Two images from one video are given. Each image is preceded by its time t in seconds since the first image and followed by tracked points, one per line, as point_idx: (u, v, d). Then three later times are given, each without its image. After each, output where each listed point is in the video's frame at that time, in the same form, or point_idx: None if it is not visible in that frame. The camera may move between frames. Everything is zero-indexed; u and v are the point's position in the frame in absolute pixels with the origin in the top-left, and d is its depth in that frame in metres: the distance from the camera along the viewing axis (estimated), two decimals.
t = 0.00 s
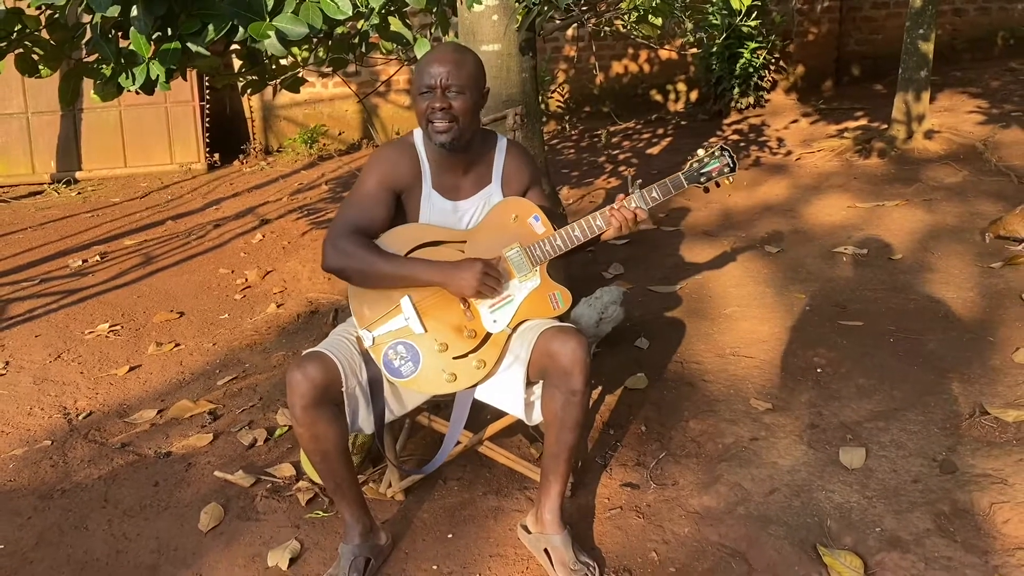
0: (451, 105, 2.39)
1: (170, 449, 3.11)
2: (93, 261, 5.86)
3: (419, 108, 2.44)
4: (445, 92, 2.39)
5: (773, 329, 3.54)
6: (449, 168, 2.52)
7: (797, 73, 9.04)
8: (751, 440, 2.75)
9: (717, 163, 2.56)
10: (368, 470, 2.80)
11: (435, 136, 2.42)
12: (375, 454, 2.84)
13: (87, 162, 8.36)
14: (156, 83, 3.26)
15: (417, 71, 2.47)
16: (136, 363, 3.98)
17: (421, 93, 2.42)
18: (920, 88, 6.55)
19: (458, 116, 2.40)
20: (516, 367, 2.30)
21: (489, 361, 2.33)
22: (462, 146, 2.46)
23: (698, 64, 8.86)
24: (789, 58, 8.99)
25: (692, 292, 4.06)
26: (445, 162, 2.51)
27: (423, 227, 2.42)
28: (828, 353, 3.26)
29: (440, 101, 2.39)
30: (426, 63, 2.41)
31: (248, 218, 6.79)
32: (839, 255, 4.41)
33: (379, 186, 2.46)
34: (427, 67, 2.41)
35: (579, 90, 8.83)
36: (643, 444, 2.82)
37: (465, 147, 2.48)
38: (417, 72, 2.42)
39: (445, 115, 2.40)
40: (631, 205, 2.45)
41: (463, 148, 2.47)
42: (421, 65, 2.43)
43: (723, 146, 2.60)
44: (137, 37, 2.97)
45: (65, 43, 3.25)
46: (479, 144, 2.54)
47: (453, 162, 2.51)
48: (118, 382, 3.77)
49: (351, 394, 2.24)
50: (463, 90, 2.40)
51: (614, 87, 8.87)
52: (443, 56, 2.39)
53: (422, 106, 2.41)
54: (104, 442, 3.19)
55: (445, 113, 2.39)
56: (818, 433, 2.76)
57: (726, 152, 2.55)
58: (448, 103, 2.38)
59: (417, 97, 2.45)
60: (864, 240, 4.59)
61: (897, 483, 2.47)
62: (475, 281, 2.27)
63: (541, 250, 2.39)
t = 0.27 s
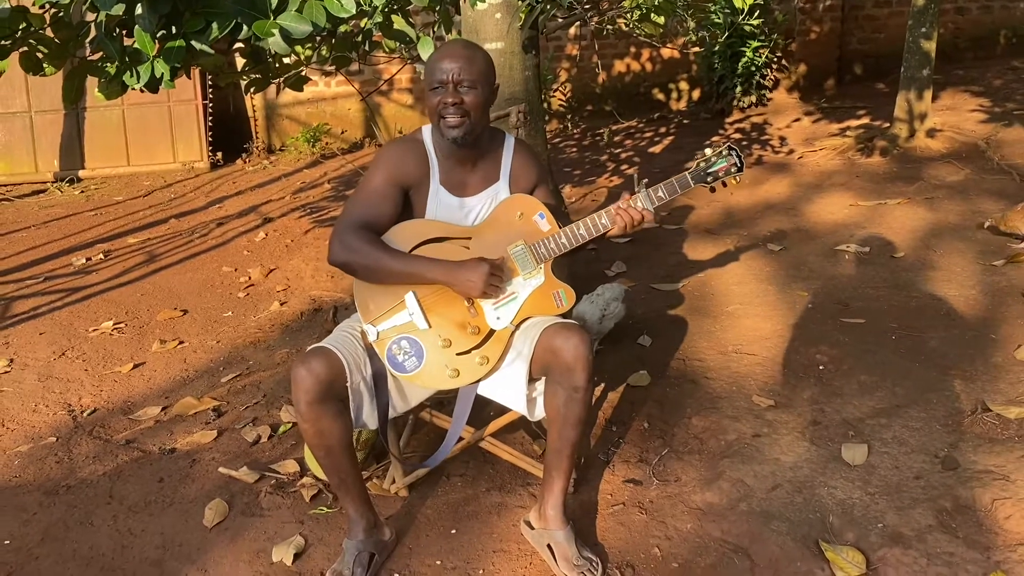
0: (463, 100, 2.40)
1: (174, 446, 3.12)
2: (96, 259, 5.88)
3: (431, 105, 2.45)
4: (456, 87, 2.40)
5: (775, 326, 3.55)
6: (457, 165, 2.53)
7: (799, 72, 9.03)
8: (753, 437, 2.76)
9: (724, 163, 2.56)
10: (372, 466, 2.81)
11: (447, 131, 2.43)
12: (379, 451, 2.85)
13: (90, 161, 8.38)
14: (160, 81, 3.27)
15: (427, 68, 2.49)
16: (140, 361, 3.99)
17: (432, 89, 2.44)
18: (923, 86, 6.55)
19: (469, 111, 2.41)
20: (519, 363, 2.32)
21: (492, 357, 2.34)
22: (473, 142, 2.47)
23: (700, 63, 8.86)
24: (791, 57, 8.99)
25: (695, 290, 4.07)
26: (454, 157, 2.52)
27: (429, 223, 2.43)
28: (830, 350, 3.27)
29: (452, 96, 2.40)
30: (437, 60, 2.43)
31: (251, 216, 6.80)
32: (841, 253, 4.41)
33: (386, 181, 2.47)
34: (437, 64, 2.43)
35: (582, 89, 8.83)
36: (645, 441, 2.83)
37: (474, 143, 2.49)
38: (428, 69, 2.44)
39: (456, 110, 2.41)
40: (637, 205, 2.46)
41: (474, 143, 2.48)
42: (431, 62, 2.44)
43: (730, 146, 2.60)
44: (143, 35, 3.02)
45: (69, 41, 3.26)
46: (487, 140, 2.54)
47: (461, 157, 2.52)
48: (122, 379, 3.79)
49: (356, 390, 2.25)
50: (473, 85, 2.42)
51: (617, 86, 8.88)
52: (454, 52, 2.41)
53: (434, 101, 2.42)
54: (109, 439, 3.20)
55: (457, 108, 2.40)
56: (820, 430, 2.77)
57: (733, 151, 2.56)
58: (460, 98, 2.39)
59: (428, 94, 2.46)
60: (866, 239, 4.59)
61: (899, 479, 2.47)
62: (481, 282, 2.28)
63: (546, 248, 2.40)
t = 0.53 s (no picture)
0: (493, 104, 2.39)
1: (179, 441, 3.13)
2: (100, 256, 5.89)
3: (455, 109, 2.40)
4: (485, 92, 2.37)
5: (778, 323, 3.55)
6: (464, 160, 2.52)
7: (802, 69, 9.02)
8: (756, 432, 2.76)
9: (728, 158, 2.57)
10: (376, 461, 2.82)
11: (479, 135, 2.41)
12: (382, 446, 2.86)
13: (93, 159, 8.40)
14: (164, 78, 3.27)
15: (439, 70, 2.41)
16: (144, 357, 4.00)
17: (456, 94, 2.38)
18: (926, 84, 6.54)
19: (501, 113, 2.41)
20: (522, 358, 2.32)
21: (496, 352, 2.35)
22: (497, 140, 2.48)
23: (703, 61, 8.85)
24: (794, 54, 8.97)
25: (698, 287, 4.07)
26: (463, 153, 2.51)
27: (434, 219, 2.43)
28: (833, 347, 3.27)
29: (481, 101, 2.37)
30: (457, 63, 2.36)
31: (254, 214, 6.81)
32: (844, 250, 4.41)
33: (392, 176, 2.46)
34: (458, 68, 2.36)
35: (584, 86, 8.83)
36: (648, 436, 2.84)
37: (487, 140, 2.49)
38: (450, 73, 2.37)
39: (488, 115, 2.39)
40: (641, 201, 2.47)
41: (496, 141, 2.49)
42: (450, 65, 2.37)
43: (734, 142, 2.61)
44: (147, 31, 3.00)
45: (73, 38, 3.26)
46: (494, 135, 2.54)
47: (469, 152, 2.51)
48: (126, 375, 3.80)
49: (361, 384, 2.27)
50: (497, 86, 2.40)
51: (619, 83, 8.88)
52: (475, 55, 2.36)
53: (464, 107, 2.38)
54: (114, 434, 3.22)
55: (489, 113, 2.38)
56: (823, 426, 2.78)
57: (737, 147, 2.56)
58: (492, 102, 2.37)
59: (449, 99, 2.40)
60: (869, 236, 4.59)
61: (902, 475, 2.48)
62: (487, 280, 2.29)
63: (550, 244, 2.42)
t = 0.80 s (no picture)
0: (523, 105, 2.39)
1: (183, 436, 3.14)
2: (104, 252, 5.91)
3: (484, 108, 2.37)
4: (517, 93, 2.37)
5: (781, 319, 3.56)
6: (468, 158, 2.52)
7: (805, 66, 9.01)
8: (760, 428, 2.77)
9: (729, 150, 2.57)
10: (380, 456, 2.83)
11: (506, 134, 2.42)
12: (386, 441, 2.87)
13: (97, 156, 8.41)
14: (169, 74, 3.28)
15: (468, 68, 2.36)
16: (148, 353, 4.01)
17: (489, 94, 2.35)
18: (929, 80, 6.53)
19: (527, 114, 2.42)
20: (526, 353, 2.32)
21: (500, 348, 2.35)
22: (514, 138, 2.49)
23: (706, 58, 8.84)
24: (797, 51, 8.96)
25: (701, 284, 4.08)
26: (468, 151, 2.51)
27: (436, 219, 2.43)
28: (836, 343, 3.28)
29: (513, 102, 2.37)
30: (491, 64, 2.33)
31: (258, 210, 6.82)
32: (847, 246, 4.41)
33: (394, 175, 2.44)
34: (492, 68, 2.33)
35: (587, 83, 8.83)
36: (651, 432, 2.85)
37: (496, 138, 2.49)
38: (482, 73, 2.33)
39: (517, 115, 2.39)
40: (641, 194, 2.48)
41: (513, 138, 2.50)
42: (483, 64, 2.34)
43: (734, 134, 2.61)
44: (151, 28, 3.02)
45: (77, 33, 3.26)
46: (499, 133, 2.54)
47: (474, 150, 2.50)
48: (131, 371, 3.81)
49: (364, 379, 2.27)
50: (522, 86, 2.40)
51: (622, 80, 8.88)
52: (507, 56, 2.34)
53: (496, 108, 2.36)
54: (119, 429, 3.23)
55: (519, 114, 2.39)
56: (826, 421, 2.78)
57: (738, 140, 2.56)
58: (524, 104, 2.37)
59: (479, 97, 2.36)
60: (873, 232, 4.59)
61: (905, 469, 2.48)
62: (475, 310, 2.26)
63: (552, 239, 2.44)
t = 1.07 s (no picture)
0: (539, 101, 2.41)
1: (187, 433, 3.15)
2: (107, 249, 5.91)
3: (503, 100, 2.36)
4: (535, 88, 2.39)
5: (785, 315, 3.55)
6: (477, 155, 2.52)
7: (808, 63, 8.99)
8: (763, 424, 2.77)
9: (735, 150, 2.56)
10: (384, 452, 2.84)
11: (522, 129, 2.42)
12: (389, 437, 2.88)
13: (100, 153, 8.42)
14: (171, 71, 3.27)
15: (490, 60, 2.35)
16: (152, 349, 4.02)
17: (510, 86, 2.35)
18: (933, 77, 6.51)
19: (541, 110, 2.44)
20: (530, 350, 2.32)
21: (504, 344, 2.36)
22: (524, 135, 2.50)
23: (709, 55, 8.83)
24: (801, 48, 8.94)
25: (704, 280, 4.07)
26: (477, 147, 2.50)
27: (441, 212, 2.43)
28: (839, 339, 3.28)
29: (531, 97, 2.38)
30: (513, 57, 2.34)
31: (260, 208, 6.82)
32: (851, 243, 4.41)
33: (402, 170, 2.43)
34: (514, 61, 2.34)
35: (590, 80, 8.82)
36: (655, 428, 2.85)
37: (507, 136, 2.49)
38: (502, 66, 2.33)
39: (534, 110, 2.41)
40: (648, 193, 2.48)
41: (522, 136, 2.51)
42: (505, 56, 2.34)
43: (742, 134, 2.60)
44: (154, 24, 3.02)
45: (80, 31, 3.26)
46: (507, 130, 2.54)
47: (484, 147, 2.50)
48: (134, 367, 3.82)
49: (369, 375, 2.28)
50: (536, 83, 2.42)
51: (625, 77, 8.86)
52: (527, 52, 2.36)
53: (516, 101, 2.36)
54: (123, 425, 3.24)
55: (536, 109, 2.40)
56: (830, 417, 2.78)
57: (745, 139, 2.56)
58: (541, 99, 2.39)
59: (500, 90, 2.35)
60: (876, 229, 4.58)
61: (908, 466, 2.48)
62: (483, 284, 2.27)
63: (558, 236, 2.43)
